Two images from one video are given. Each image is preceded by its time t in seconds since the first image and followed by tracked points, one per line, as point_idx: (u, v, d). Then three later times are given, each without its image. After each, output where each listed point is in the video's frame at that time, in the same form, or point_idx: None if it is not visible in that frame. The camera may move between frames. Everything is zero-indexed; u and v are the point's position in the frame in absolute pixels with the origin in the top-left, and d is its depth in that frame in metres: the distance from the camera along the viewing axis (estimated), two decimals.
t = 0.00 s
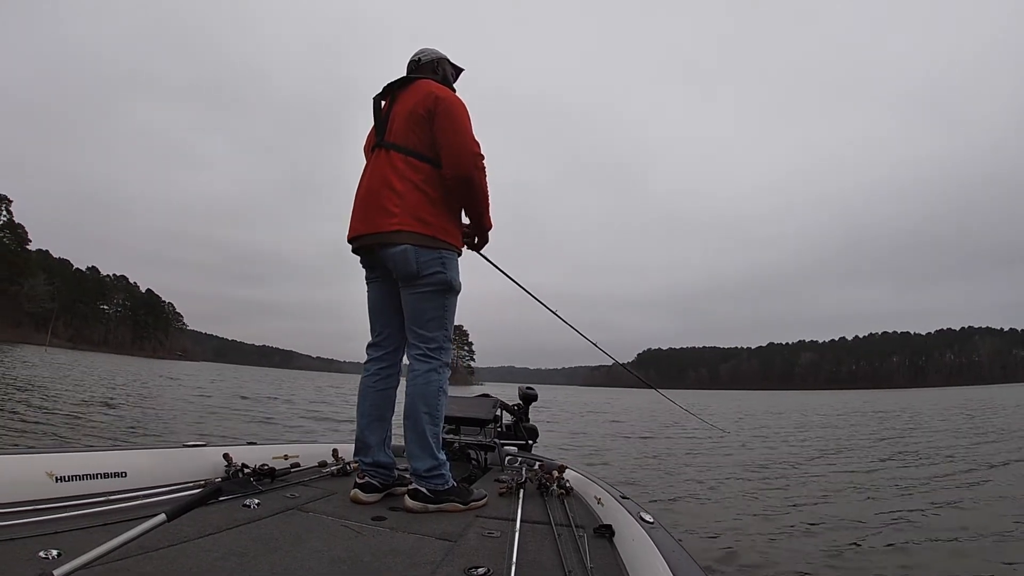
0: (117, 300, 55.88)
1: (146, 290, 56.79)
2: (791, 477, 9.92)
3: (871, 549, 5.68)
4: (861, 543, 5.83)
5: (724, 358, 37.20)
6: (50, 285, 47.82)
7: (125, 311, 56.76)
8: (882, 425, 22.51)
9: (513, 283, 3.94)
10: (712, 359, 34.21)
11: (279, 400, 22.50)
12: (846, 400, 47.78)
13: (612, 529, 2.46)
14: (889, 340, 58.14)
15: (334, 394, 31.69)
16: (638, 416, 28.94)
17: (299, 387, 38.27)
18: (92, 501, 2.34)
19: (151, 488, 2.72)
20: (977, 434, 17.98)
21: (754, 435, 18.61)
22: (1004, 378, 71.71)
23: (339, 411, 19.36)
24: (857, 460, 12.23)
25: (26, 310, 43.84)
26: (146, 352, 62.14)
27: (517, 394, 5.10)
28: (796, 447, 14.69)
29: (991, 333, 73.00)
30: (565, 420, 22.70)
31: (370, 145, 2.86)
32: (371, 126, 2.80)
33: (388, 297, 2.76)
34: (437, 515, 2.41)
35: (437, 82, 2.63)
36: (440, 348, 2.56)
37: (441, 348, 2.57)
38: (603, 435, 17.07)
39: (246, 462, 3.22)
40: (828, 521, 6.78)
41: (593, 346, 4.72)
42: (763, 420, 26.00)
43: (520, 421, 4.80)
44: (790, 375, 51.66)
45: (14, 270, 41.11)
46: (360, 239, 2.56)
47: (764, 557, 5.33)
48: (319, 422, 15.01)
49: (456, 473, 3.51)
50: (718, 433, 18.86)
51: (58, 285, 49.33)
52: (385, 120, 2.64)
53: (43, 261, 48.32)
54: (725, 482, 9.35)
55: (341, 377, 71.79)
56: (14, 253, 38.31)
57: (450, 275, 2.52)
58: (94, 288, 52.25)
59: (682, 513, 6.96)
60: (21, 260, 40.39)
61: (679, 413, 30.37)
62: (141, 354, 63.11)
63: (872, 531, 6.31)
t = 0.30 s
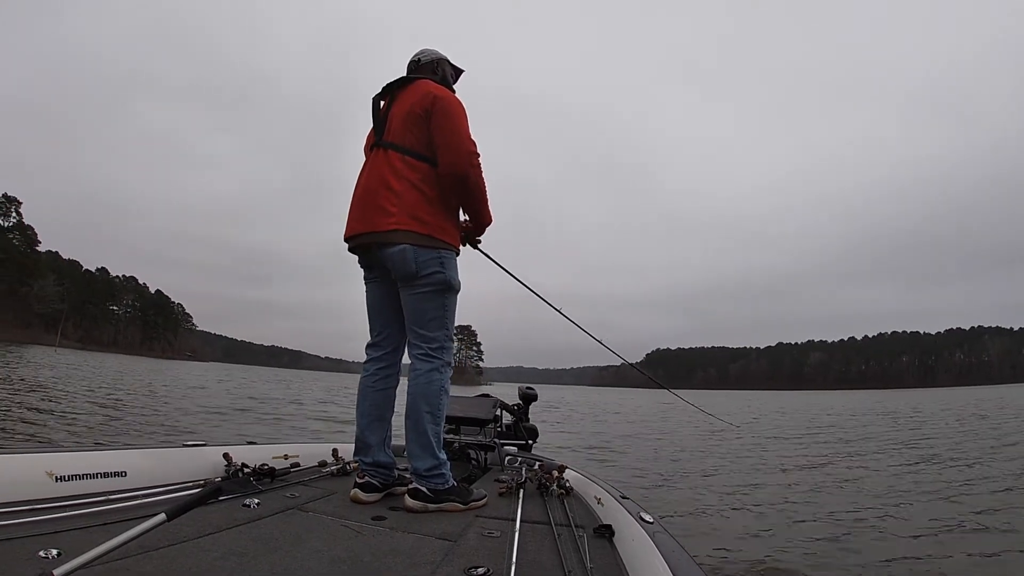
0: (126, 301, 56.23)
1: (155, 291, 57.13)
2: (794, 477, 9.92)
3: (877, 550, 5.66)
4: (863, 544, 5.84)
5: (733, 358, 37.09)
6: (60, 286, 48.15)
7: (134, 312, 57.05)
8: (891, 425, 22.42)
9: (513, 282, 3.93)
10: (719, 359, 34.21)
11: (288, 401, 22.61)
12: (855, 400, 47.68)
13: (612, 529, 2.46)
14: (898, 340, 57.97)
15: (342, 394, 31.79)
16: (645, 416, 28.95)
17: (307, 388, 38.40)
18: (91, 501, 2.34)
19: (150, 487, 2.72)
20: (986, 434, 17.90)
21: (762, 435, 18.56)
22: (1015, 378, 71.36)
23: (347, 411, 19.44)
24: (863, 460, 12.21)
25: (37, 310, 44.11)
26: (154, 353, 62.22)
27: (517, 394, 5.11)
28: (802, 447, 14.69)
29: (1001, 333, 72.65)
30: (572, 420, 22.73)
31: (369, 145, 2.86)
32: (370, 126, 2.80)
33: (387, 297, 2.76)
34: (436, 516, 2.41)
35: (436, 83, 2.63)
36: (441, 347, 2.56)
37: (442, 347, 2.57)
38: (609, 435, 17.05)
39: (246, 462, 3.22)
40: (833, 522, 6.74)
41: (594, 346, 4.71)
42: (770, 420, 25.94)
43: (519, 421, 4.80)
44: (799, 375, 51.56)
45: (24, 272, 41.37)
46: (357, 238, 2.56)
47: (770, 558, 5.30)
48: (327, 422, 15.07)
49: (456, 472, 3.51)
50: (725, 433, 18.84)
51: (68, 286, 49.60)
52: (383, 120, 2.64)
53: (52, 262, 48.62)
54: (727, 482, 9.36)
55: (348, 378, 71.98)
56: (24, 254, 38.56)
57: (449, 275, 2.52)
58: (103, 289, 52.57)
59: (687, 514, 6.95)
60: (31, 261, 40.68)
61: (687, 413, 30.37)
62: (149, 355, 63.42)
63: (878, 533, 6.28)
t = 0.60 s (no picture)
0: (136, 302, 56.62)
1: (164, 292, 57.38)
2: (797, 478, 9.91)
3: (880, 550, 5.64)
4: (863, 545, 5.84)
5: (741, 357, 36.97)
6: (70, 288, 48.49)
7: (144, 313, 57.45)
8: (899, 425, 22.32)
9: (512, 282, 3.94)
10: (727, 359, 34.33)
11: (295, 401, 22.70)
12: (864, 400, 47.49)
13: (612, 529, 2.46)
14: (908, 340, 57.76)
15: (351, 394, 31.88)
16: (652, 416, 28.92)
17: (315, 389, 38.48)
18: (91, 500, 2.34)
19: (150, 487, 2.72)
20: (996, 434, 17.77)
21: (768, 435, 18.50)
22: None
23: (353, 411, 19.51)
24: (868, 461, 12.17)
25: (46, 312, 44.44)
26: (165, 355, 62.88)
27: (517, 394, 5.10)
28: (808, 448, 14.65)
29: (1012, 332, 72.23)
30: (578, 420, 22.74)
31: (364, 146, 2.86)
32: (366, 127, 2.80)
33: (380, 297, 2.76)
34: (437, 517, 2.41)
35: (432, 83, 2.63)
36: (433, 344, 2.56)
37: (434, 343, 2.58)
38: (614, 435, 17.03)
39: (246, 461, 3.22)
40: (837, 523, 6.71)
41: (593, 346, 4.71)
42: (777, 421, 25.87)
43: (519, 421, 4.80)
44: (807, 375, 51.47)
45: (34, 275, 41.68)
46: (348, 232, 2.55)
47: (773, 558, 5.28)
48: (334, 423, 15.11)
49: (456, 473, 3.51)
50: (732, 433, 18.83)
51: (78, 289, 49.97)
52: (377, 118, 2.65)
53: (61, 264, 48.90)
54: (730, 482, 9.35)
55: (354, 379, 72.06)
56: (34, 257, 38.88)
57: (437, 270, 2.51)
58: (112, 291, 52.84)
59: (689, 514, 6.98)
60: (42, 264, 41.02)
61: (694, 413, 30.33)
62: (157, 356, 63.69)
63: (882, 533, 6.25)
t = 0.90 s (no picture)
0: (144, 302, 56.78)
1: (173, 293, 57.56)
2: (802, 477, 9.90)
3: (882, 550, 5.62)
4: (866, 544, 5.84)
5: (750, 357, 36.89)
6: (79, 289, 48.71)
7: (153, 314, 57.58)
8: (908, 425, 22.25)
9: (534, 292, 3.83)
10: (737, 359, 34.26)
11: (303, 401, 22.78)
12: (873, 400, 47.41)
13: (612, 529, 2.46)
14: (918, 340, 57.58)
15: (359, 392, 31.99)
16: (660, 416, 28.89)
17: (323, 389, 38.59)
18: (92, 502, 2.35)
19: (151, 488, 2.72)
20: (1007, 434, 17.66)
21: (776, 435, 18.49)
22: None
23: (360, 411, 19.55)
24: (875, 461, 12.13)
25: (56, 312, 44.70)
26: (174, 356, 63.16)
27: (517, 394, 5.10)
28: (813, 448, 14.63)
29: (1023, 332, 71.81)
30: (585, 420, 22.75)
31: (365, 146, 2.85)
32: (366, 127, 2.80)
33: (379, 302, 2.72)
34: (435, 519, 2.41)
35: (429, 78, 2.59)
36: (398, 339, 2.36)
37: (404, 342, 2.38)
38: (622, 435, 17.01)
39: (246, 462, 3.23)
40: (842, 523, 6.69)
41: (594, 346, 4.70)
42: (785, 421, 25.82)
43: (519, 421, 4.79)
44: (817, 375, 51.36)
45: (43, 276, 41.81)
46: (336, 230, 2.52)
47: (778, 559, 5.25)
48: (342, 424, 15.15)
49: (456, 474, 3.50)
50: (739, 433, 18.81)
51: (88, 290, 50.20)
52: (374, 116, 2.64)
53: (70, 265, 48.93)
54: (734, 482, 9.35)
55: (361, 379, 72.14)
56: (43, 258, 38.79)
57: (419, 266, 2.41)
58: (122, 291, 53.02)
59: (693, 513, 6.97)
60: (51, 265, 41.19)
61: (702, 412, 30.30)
62: (166, 356, 63.94)
63: (889, 534, 6.21)
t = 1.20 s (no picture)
0: (155, 303, 57.15)
1: (183, 293, 57.89)
2: (804, 478, 9.89)
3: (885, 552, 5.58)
4: (866, 543, 5.85)
5: (760, 358, 36.82)
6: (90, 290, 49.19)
7: (163, 314, 57.98)
8: (918, 426, 22.15)
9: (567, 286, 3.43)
10: (747, 359, 34.24)
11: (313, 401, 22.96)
12: (881, 401, 47.30)
13: (611, 529, 2.46)
14: (929, 339, 57.44)
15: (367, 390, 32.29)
16: (669, 416, 28.87)
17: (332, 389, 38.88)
18: (92, 501, 2.35)
19: (150, 487, 2.72)
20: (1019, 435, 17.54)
21: (783, 436, 18.46)
22: None
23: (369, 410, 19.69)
24: (881, 462, 12.09)
25: (66, 313, 45.12)
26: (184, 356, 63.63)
27: (516, 394, 5.09)
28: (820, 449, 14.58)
29: None
30: (592, 420, 22.80)
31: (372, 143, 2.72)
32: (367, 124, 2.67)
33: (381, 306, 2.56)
34: (434, 519, 2.41)
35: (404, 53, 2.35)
36: (356, 344, 2.08)
37: (364, 346, 2.10)
38: (628, 435, 17.02)
39: (246, 461, 3.23)
40: (843, 523, 6.69)
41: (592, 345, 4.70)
42: (794, 421, 25.77)
43: (519, 421, 4.79)
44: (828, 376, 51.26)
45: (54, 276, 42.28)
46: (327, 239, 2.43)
47: (780, 560, 5.23)
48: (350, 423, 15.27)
49: (455, 473, 3.51)
50: (746, 433, 18.81)
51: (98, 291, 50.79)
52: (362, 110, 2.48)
53: (81, 266, 49.34)
54: (736, 482, 9.36)
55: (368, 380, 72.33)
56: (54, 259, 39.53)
57: (380, 260, 2.12)
58: (132, 292, 53.41)
59: (695, 513, 6.98)
60: (62, 266, 41.67)
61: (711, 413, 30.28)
62: (176, 356, 64.33)
63: (892, 536, 6.18)
